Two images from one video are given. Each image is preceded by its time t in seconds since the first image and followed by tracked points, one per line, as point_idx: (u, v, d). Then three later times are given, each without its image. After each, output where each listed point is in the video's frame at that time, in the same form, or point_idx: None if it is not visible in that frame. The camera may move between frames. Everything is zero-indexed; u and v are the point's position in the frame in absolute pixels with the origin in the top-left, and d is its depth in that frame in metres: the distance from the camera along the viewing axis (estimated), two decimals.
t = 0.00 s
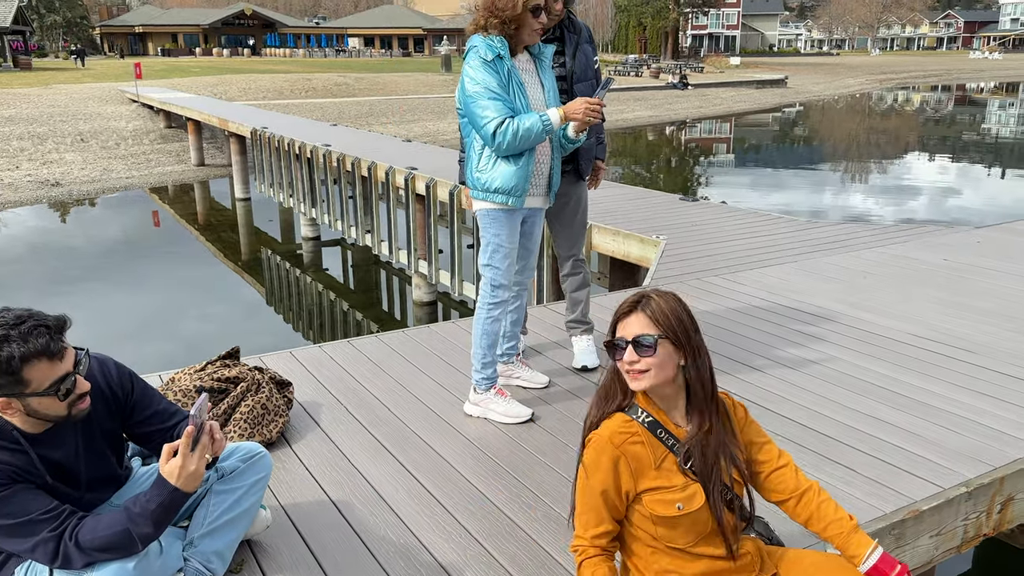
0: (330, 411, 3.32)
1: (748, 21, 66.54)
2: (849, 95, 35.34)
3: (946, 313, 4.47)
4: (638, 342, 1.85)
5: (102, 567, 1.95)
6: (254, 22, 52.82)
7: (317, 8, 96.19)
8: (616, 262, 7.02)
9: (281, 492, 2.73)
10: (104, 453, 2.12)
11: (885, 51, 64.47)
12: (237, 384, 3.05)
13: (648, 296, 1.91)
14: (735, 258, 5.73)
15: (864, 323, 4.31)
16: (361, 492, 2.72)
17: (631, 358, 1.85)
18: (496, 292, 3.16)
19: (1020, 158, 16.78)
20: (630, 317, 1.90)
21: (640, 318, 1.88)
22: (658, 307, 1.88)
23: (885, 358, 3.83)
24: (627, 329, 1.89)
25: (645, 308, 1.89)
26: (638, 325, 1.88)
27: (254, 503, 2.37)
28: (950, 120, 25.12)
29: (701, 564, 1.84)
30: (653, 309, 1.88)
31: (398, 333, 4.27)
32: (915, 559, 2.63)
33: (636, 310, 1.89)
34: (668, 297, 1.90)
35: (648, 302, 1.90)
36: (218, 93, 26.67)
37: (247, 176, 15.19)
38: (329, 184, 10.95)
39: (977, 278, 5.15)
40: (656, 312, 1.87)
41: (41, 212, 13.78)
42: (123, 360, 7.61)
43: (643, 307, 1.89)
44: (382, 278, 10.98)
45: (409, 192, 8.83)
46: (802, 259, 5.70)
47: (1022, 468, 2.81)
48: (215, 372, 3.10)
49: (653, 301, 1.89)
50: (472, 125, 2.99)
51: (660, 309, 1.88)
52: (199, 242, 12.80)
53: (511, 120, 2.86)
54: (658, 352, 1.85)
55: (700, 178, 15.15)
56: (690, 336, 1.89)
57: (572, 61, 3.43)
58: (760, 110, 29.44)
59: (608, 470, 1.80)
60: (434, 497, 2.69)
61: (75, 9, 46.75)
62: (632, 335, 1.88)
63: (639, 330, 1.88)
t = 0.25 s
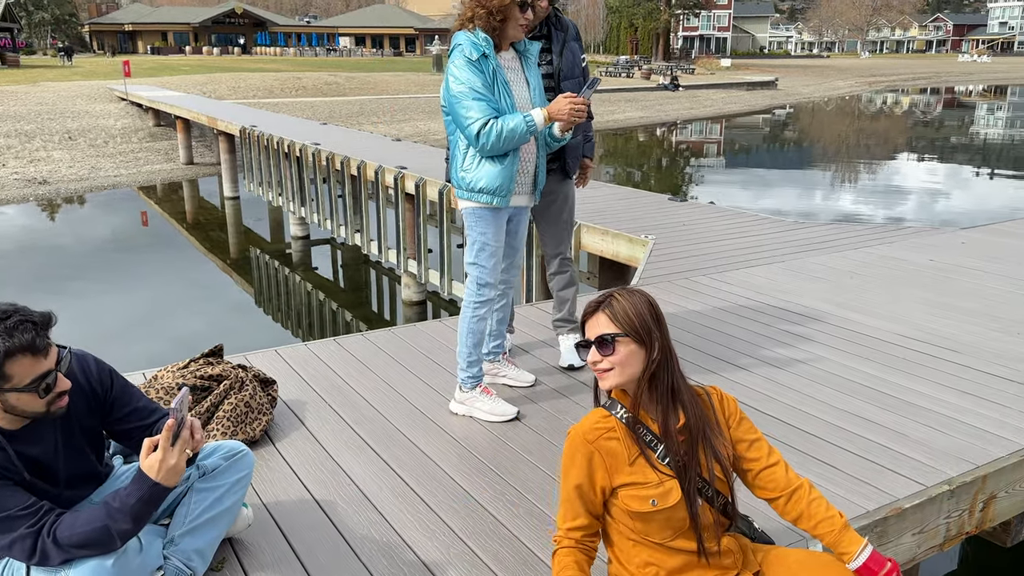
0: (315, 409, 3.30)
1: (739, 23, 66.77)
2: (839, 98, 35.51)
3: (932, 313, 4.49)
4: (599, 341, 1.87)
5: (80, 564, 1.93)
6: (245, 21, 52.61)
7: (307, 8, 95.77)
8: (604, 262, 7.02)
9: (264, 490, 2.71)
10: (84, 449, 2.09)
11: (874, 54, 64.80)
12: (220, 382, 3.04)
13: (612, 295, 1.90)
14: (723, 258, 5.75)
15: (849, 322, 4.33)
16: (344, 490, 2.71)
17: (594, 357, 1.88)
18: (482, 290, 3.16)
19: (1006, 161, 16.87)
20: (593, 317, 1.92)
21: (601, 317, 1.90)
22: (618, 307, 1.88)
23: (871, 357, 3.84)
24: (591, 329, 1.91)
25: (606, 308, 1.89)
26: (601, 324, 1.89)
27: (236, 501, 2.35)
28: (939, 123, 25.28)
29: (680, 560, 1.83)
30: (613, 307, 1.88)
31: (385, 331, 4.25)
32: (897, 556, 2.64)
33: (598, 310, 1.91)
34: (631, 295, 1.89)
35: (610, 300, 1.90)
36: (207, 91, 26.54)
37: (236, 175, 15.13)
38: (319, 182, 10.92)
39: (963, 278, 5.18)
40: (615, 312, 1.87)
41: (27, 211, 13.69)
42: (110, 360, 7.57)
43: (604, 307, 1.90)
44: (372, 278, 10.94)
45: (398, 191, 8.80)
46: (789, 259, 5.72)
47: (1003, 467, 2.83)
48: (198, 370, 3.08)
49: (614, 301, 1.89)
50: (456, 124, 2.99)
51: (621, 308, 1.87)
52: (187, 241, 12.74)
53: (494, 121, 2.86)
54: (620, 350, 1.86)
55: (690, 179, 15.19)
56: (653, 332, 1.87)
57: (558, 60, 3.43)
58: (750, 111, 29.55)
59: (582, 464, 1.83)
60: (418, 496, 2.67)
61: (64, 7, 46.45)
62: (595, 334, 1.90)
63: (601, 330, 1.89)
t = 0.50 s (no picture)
0: (290, 408, 3.29)
1: (723, 24, 67.10)
2: (822, 99, 35.74)
3: (910, 313, 4.52)
4: (571, 342, 1.87)
5: (47, 565, 1.91)
6: (228, 18, 52.22)
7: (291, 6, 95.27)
8: (586, 261, 7.03)
9: (237, 490, 2.70)
10: (48, 449, 2.07)
11: (857, 55, 65.31)
12: (195, 381, 3.01)
13: (582, 296, 1.90)
14: (703, 258, 5.77)
15: (826, 321, 4.37)
16: (319, 489, 2.70)
17: (566, 358, 1.88)
18: (459, 289, 3.15)
19: (986, 162, 17.03)
20: (564, 317, 1.92)
21: (571, 318, 1.90)
22: (588, 308, 1.88)
23: (847, 356, 3.87)
24: (563, 330, 1.91)
25: (576, 309, 1.89)
26: (572, 325, 1.89)
27: (208, 500, 2.34)
28: (920, 124, 25.51)
29: (650, 557, 1.84)
30: (584, 308, 1.88)
31: (363, 330, 4.23)
32: (870, 554, 2.67)
33: (569, 311, 1.91)
34: (601, 295, 1.89)
35: (580, 301, 1.90)
36: (189, 89, 26.31)
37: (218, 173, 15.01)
38: (301, 181, 10.85)
39: (940, 278, 5.23)
40: (586, 312, 1.87)
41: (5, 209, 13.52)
42: (89, 360, 7.49)
43: (575, 308, 1.90)
44: (354, 277, 10.89)
45: (380, 190, 8.76)
46: (769, 258, 5.75)
47: (974, 464, 2.85)
48: (172, 369, 3.05)
49: (584, 301, 1.89)
50: (432, 123, 2.98)
51: (591, 308, 1.88)
52: (168, 240, 12.63)
53: (469, 121, 2.85)
54: (590, 351, 1.86)
55: (674, 179, 15.23)
56: (623, 332, 1.87)
57: (537, 58, 3.43)
58: (734, 112, 29.68)
59: (552, 464, 1.83)
60: (393, 495, 2.66)
61: (44, 3, 45.93)
62: (566, 336, 1.90)
63: (571, 331, 1.89)
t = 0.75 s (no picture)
0: (262, 407, 3.26)
1: (703, 23, 67.44)
2: (800, 98, 36.04)
3: (883, 310, 4.56)
4: (549, 341, 1.86)
5: None
6: (205, 15, 51.71)
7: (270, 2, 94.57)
8: (564, 260, 7.03)
9: (206, 489, 2.67)
10: None
11: (834, 55, 65.91)
12: (164, 380, 2.97)
13: (560, 293, 1.90)
14: (680, 256, 5.80)
15: (800, 319, 4.40)
16: (290, 489, 2.68)
17: (545, 357, 1.86)
18: (433, 287, 3.14)
19: (960, 161, 17.25)
20: (542, 316, 1.90)
21: (550, 316, 1.89)
22: (567, 305, 1.87)
23: (821, 353, 3.89)
24: (541, 328, 1.90)
25: (555, 306, 1.88)
26: (551, 323, 1.88)
27: (174, 499, 2.31)
28: (896, 123, 25.81)
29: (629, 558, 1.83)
30: (562, 306, 1.87)
31: (337, 329, 4.21)
32: (839, 549, 2.69)
33: (547, 308, 1.89)
34: (580, 292, 1.89)
35: (558, 298, 1.89)
36: (165, 86, 26.02)
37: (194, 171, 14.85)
38: (277, 179, 10.76)
39: (913, 276, 5.29)
40: (565, 309, 1.87)
41: None
42: (62, 359, 7.39)
43: (553, 305, 1.89)
44: (332, 276, 10.82)
45: (357, 188, 8.70)
46: (744, 256, 5.79)
47: (942, 459, 2.89)
48: (141, 368, 3.01)
49: (563, 298, 1.88)
50: (405, 119, 2.96)
51: (570, 305, 1.87)
52: (143, 239, 12.48)
53: (442, 118, 2.84)
54: (570, 349, 1.85)
55: (654, 178, 15.28)
56: (602, 329, 1.87)
57: (511, 55, 3.42)
58: (713, 111, 29.85)
59: (537, 465, 1.80)
60: (364, 494, 2.65)
61: None
62: (545, 333, 1.88)
63: (550, 329, 1.88)
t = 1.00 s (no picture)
0: (235, 405, 3.23)
1: (679, 21, 67.80)
2: (774, 96, 36.37)
3: (857, 305, 4.62)
4: (533, 341, 1.83)
5: None
6: (178, 10, 51.09)
7: None
8: (541, 256, 7.04)
9: (178, 488, 2.64)
10: None
11: (809, 53, 66.57)
12: (135, 379, 2.93)
13: (542, 291, 1.87)
14: (656, 252, 5.83)
15: (774, 314, 4.44)
16: (264, 487, 2.65)
17: (529, 357, 1.84)
18: (409, 284, 3.13)
19: (932, 158, 17.51)
20: (525, 315, 1.87)
21: (533, 315, 1.86)
22: (550, 303, 1.84)
23: (794, 348, 3.93)
24: (524, 328, 1.86)
25: (537, 305, 1.85)
26: (534, 323, 1.85)
27: (145, 498, 2.29)
28: (869, 121, 26.14)
29: (618, 557, 1.83)
30: (545, 304, 1.84)
31: (311, 326, 4.18)
32: (812, 541, 2.72)
33: (529, 308, 1.86)
34: (562, 289, 1.86)
35: (540, 296, 1.86)
36: (138, 81, 25.68)
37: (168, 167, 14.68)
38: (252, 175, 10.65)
39: (885, 271, 5.35)
40: (548, 308, 1.84)
41: None
42: (33, 359, 7.25)
43: (536, 303, 1.86)
44: (308, 273, 10.75)
45: (333, 184, 8.62)
46: (719, 252, 5.83)
47: (913, 451, 2.93)
48: (111, 366, 2.97)
49: (546, 296, 1.85)
50: (380, 114, 2.94)
51: (553, 303, 1.84)
52: (115, 236, 12.31)
53: (419, 113, 2.83)
54: (555, 348, 1.82)
55: (631, 175, 15.35)
56: (587, 326, 1.84)
57: (486, 51, 3.41)
58: (689, 108, 30.04)
59: (531, 467, 1.77)
60: (339, 491, 2.64)
61: None
62: (529, 333, 1.85)
63: (533, 328, 1.85)
